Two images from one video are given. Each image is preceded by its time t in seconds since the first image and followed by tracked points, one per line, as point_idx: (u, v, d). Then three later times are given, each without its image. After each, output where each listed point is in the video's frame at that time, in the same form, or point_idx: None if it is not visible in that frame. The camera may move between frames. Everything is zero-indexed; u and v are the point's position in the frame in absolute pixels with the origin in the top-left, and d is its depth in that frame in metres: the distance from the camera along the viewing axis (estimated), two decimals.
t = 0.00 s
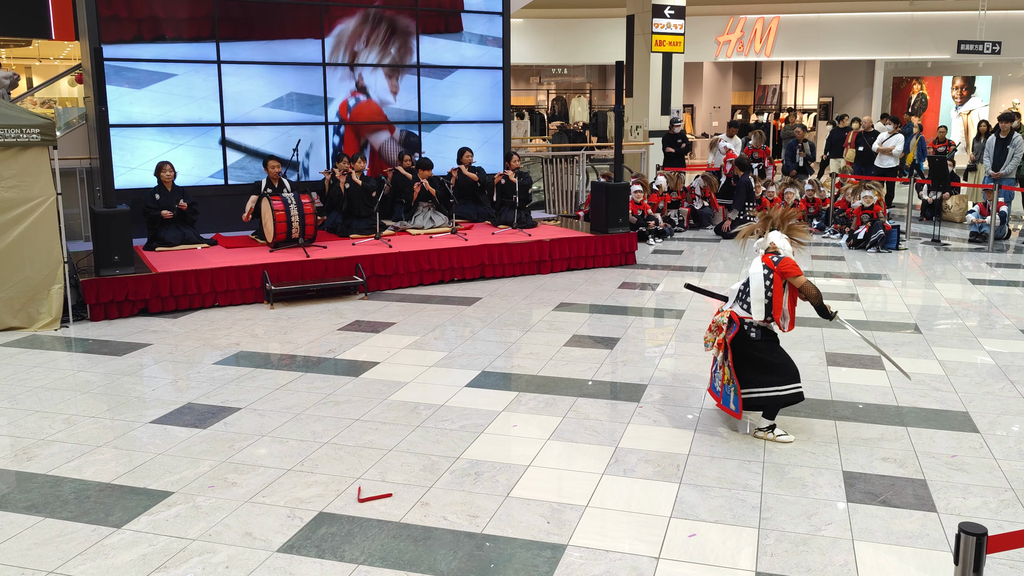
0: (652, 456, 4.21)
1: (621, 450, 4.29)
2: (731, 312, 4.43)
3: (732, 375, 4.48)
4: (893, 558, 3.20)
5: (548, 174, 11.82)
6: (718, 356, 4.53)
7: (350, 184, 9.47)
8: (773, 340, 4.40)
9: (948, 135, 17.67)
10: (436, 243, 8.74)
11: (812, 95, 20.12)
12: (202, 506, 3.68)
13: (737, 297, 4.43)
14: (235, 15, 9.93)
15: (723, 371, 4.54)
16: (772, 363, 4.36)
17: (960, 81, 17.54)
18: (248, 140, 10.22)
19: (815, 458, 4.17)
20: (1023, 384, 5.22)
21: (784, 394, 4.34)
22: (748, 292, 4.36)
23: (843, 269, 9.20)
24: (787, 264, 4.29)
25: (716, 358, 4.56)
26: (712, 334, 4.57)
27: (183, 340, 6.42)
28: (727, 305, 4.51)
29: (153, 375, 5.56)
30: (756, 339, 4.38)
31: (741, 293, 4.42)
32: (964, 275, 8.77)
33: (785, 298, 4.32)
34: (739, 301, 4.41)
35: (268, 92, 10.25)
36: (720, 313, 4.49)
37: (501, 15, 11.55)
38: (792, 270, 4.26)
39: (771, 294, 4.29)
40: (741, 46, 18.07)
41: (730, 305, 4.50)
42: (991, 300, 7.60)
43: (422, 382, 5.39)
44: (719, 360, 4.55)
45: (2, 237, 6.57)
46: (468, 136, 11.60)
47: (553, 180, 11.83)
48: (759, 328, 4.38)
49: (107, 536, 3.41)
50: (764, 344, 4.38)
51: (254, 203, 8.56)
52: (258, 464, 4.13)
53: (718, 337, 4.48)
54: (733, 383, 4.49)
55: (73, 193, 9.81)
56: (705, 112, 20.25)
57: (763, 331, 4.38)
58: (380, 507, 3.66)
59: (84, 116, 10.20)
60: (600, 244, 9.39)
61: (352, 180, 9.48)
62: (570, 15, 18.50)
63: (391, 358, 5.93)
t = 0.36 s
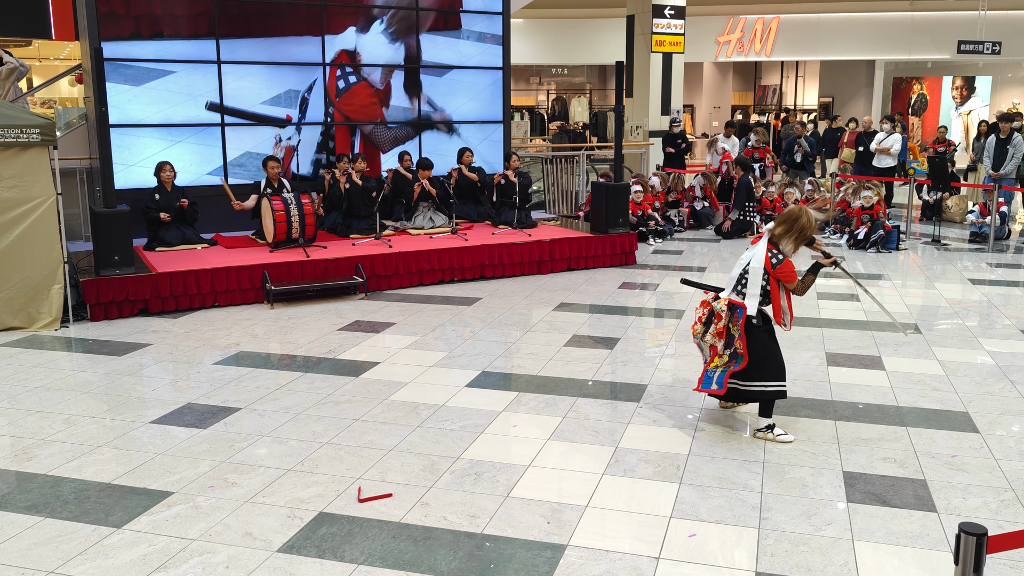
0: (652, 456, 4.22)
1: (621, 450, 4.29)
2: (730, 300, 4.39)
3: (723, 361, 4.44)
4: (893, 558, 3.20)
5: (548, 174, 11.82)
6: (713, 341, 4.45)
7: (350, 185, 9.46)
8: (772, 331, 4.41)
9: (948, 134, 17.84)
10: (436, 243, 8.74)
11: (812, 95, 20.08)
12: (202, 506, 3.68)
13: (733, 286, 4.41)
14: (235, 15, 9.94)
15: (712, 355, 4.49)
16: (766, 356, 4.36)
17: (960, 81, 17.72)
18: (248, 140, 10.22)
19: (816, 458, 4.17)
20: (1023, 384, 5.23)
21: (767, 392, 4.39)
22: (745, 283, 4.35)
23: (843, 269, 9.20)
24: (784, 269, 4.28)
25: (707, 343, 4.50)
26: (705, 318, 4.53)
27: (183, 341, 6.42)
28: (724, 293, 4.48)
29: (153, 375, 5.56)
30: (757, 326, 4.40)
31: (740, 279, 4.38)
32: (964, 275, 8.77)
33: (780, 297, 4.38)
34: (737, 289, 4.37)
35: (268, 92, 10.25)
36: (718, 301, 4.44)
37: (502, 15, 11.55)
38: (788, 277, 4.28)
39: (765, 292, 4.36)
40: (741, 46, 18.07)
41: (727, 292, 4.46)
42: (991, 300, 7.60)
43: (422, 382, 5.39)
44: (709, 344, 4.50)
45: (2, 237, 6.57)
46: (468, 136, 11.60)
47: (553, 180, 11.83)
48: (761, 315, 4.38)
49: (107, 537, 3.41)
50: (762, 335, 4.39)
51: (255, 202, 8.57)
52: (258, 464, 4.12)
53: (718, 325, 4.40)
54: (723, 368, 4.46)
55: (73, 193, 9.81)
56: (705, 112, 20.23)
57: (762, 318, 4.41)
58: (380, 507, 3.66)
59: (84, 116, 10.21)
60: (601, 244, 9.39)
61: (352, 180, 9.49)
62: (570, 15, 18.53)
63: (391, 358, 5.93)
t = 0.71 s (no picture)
0: (652, 456, 4.21)
1: (621, 450, 4.29)
2: (727, 297, 4.48)
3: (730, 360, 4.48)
4: (892, 558, 3.20)
5: (548, 174, 11.82)
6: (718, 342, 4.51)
7: (350, 184, 9.46)
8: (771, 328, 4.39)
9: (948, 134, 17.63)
10: (436, 243, 8.74)
11: (812, 95, 20.14)
12: (202, 506, 3.68)
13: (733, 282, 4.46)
14: (235, 15, 9.93)
15: (718, 359, 4.54)
16: (765, 353, 4.34)
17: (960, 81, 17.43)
18: (248, 140, 10.22)
19: (816, 458, 4.17)
20: (1023, 384, 5.22)
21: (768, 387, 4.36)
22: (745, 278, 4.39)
23: (843, 269, 9.20)
24: (780, 258, 4.27)
25: (711, 345, 4.56)
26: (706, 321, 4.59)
27: (183, 341, 6.42)
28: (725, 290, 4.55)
29: (153, 375, 5.56)
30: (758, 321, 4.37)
31: (738, 276, 4.43)
32: (964, 275, 8.77)
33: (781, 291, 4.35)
34: (736, 286, 4.43)
35: (267, 92, 10.25)
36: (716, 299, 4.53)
37: (502, 15, 11.55)
38: (785, 266, 4.27)
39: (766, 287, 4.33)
40: (741, 46, 18.07)
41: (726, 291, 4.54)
42: (991, 300, 7.60)
43: (422, 382, 5.38)
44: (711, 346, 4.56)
45: (2, 237, 6.57)
46: (468, 135, 11.60)
47: (553, 180, 11.83)
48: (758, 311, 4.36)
49: (107, 537, 3.41)
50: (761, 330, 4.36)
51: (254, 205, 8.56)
52: (258, 464, 4.12)
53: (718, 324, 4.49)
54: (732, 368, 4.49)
55: (73, 193, 9.80)
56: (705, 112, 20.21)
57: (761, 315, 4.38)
58: (380, 507, 3.66)
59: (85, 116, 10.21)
60: (601, 244, 9.39)
61: (352, 180, 9.49)
62: (570, 15, 18.55)
63: (391, 358, 5.93)
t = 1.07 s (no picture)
0: (652, 456, 4.21)
1: (621, 450, 4.29)
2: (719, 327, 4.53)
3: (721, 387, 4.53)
4: (892, 558, 3.20)
5: (548, 174, 11.81)
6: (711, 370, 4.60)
7: (350, 184, 9.46)
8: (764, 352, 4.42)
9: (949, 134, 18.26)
10: (436, 243, 8.74)
11: (812, 95, 19.72)
12: (202, 505, 3.68)
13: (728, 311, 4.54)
14: (235, 15, 9.93)
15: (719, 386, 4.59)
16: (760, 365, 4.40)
17: (960, 80, 18.10)
18: (248, 140, 10.21)
19: (816, 458, 4.17)
20: (1023, 384, 5.22)
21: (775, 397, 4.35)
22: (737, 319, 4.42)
23: (843, 269, 9.20)
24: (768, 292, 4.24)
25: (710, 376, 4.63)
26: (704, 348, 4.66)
27: (183, 341, 6.42)
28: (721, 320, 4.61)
29: (153, 375, 5.56)
30: (747, 353, 4.43)
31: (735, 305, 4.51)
32: (964, 275, 8.77)
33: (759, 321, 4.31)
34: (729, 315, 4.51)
35: (268, 92, 10.24)
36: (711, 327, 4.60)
37: (503, 15, 11.56)
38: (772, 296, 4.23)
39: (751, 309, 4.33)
40: (741, 46, 18.04)
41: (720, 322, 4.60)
42: (991, 300, 7.60)
43: (422, 382, 5.39)
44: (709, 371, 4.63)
45: (2, 237, 6.56)
46: (469, 135, 11.60)
47: (553, 180, 11.83)
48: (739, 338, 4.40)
49: (107, 537, 3.41)
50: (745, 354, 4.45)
51: (254, 205, 8.55)
52: (258, 464, 4.13)
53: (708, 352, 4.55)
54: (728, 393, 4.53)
55: (73, 193, 9.80)
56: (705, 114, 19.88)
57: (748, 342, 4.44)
58: (380, 507, 3.66)
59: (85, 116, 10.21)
60: (601, 244, 9.39)
61: (352, 180, 9.49)
62: (570, 15, 18.55)
63: (391, 358, 5.93)
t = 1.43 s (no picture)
0: (652, 456, 4.21)
1: (621, 450, 4.29)
2: (744, 289, 4.39)
3: (728, 352, 4.43)
4: (892, 558, 3.20)
5: (548, 174, 11.82)
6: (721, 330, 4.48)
7: (350, 184, 9.47)
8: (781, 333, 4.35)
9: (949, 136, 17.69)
10: (436, 243, 8.74)
11: (812, 95, 19.65)
12: (202, 506, 3.68)
13: (748, 273, 4.40)
14: (235, 15, 9.93)
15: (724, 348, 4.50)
16: (767, 353, 4.33)
17: (960, 80, 18.58)
18: (248, 140, 10.21)
19: (816, 458, 4.17)
20: (1023, 384, 5.23)
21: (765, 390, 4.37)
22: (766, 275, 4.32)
23: (844, 269, 9.20)
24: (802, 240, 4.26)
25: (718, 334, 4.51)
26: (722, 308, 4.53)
27: (183, 340, 6.42)
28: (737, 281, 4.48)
29: (153, 375, 5.56)
30: (765, 327, 4.34)
31: (753, 268, 4.38)
32: (964, 275, 8.77)
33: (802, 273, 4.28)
34: (754, 278, 4.36)
35: (268, 92, 10.24)
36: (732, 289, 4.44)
37: (503, 15, 11.56)
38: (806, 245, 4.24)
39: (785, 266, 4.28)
40: (741, 46, 18.00)
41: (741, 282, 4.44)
42: (991, 300, 7.60)
43: (422, 382, 5.39)
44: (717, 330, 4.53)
45: (2, 237, 6.57)
46: (469, 135, 11.60)
47: (553, 180, 11.83)
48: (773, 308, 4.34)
49: (107, 537, 3.41)
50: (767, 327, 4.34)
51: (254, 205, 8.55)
52: (258, 464, 4.12)
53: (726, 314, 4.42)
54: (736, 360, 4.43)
55: (73, 193, 9.79)
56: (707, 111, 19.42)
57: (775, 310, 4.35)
58: (380, 507, 3.66)
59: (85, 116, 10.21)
60: (601, 244, 9.39)
61: (352, 180, 9.49)
62: (570, 15, 18.55)
63: (391, 358, 5.93)
